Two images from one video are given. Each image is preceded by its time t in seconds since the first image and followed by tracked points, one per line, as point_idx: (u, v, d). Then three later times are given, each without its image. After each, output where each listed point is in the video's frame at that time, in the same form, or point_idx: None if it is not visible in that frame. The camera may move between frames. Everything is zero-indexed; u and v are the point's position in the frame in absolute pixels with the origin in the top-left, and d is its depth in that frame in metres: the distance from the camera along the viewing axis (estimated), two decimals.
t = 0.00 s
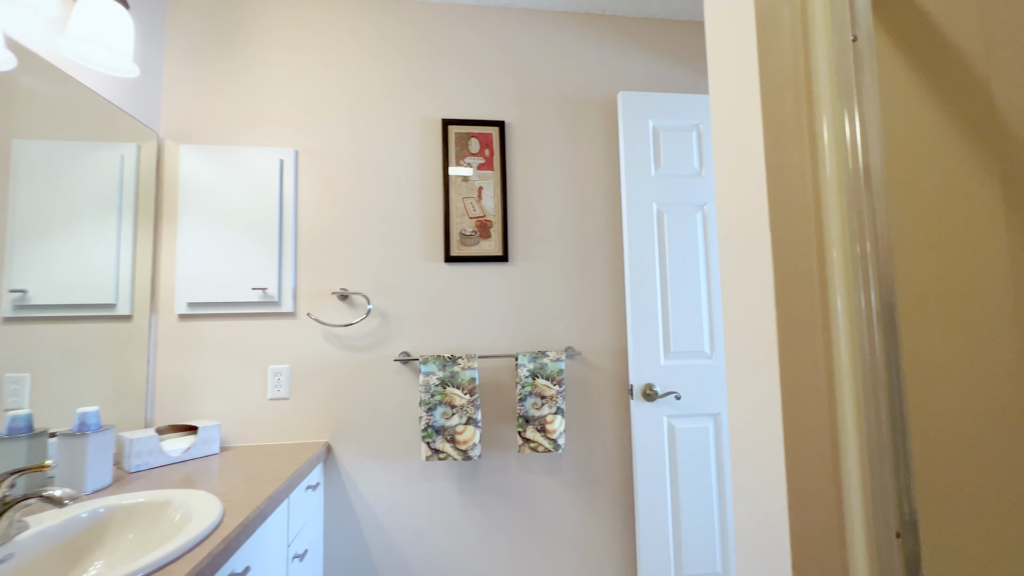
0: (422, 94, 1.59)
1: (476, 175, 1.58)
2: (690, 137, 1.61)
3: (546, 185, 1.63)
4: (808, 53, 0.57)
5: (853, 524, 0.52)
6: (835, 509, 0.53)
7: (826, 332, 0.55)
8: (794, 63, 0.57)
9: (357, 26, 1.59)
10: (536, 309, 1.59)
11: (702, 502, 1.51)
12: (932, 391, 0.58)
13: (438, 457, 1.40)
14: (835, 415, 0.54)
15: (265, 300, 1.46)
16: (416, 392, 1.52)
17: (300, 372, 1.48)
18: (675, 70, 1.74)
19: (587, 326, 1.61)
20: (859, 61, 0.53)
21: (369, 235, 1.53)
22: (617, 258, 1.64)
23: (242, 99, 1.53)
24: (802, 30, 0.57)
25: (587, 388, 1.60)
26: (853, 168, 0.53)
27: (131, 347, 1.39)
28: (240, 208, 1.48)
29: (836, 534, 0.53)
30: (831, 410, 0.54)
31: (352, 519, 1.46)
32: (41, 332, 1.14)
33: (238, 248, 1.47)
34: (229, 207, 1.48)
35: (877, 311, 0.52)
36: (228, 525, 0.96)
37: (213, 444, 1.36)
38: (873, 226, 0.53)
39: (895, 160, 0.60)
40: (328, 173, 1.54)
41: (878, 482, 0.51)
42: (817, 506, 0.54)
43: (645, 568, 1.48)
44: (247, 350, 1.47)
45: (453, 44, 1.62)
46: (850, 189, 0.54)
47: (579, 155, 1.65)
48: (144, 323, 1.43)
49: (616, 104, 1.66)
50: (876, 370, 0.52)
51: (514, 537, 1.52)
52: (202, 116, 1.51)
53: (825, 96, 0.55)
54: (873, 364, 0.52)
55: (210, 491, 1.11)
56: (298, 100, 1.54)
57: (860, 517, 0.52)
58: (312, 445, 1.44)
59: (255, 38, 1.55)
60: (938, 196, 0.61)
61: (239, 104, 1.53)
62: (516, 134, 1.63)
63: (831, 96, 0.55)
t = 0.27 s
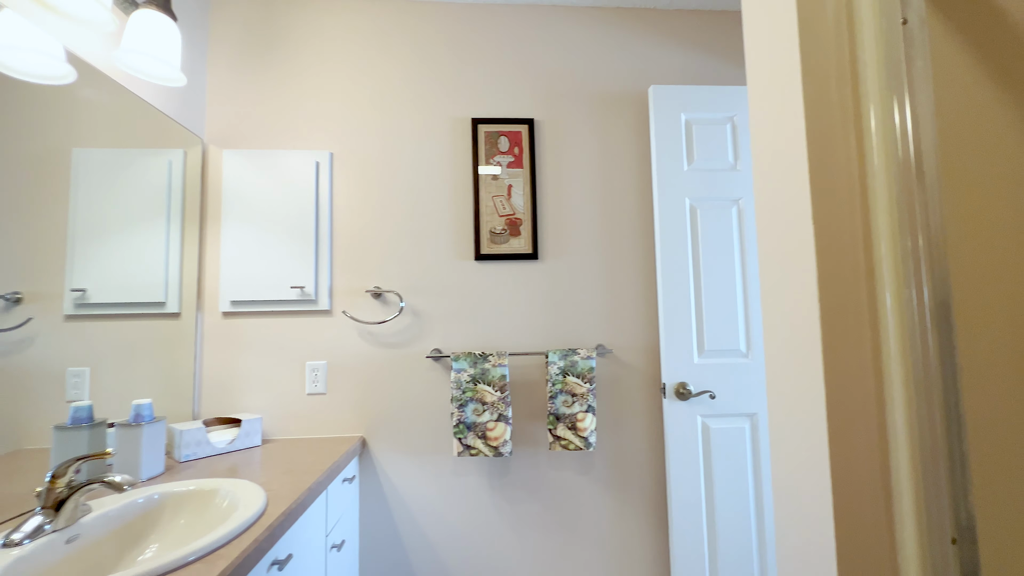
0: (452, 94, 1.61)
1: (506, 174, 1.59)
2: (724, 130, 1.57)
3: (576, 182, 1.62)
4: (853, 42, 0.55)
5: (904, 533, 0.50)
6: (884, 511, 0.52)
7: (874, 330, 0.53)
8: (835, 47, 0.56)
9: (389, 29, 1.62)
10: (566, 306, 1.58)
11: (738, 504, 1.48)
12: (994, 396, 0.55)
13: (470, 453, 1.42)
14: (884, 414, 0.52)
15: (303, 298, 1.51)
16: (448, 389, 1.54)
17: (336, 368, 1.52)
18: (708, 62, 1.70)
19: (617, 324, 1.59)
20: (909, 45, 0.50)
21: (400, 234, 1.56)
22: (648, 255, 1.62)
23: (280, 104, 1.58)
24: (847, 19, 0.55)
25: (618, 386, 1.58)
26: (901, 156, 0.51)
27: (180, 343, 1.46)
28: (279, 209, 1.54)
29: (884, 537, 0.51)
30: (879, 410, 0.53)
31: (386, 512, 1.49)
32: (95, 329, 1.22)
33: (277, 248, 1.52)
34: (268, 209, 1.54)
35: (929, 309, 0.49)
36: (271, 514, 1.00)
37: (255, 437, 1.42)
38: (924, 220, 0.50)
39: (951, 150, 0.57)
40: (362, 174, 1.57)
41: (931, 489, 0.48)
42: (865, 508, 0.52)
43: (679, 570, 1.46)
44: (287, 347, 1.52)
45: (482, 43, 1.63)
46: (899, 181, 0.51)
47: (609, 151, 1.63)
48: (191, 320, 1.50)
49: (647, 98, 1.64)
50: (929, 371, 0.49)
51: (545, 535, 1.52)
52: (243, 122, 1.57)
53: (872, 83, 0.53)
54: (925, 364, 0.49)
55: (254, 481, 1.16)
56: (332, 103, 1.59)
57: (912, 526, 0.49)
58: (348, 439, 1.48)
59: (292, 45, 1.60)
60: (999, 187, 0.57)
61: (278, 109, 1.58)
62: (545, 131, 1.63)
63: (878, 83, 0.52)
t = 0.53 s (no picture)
0: (481, 93, 1.62)
1: (535, 171, 1.59)
2: (760, 123, 1.52)
3: (606, 179, 1.61)
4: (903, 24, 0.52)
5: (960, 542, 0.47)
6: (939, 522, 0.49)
7: (926, 330, 0.50)
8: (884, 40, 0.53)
9: (419, 32, 1.64)
10: (596, 304, 1.57)
11: (776, 508, 1.44)
12: None
13: (500, 450, 1.43)
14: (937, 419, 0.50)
15: (338, 297, 1.56)
16: (478, 386, 1.55)
17: (370, 365, 1.56)
18: (743, 53, 1.65)
19: (649, 322, 1.57)
20: (962, 31, 0.48)
21: (431, 233, 1.59)
22: (681, 252, 1.59)
23: (315, 108, 1.63)
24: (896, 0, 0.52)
25: (650, 385, 1.56)
26: (955, 148, 0.48)
27: (223, 340, 1.53)
28: (315, 210, 1.58)
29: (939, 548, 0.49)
30: (931, 414, 0.50)
31: (418, 506, 1.52)
32: (146, 326, 1.29)
33: (314, 248, 1.57)
34: (305, 210, 1.59)
35: (987, 308, 0.46)
36: (312, 504, 1.03)
37: (294, 431, 1.47)
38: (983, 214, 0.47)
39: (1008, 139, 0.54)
40: (393, 175, 1.61)
41: (990, 498, 0.46)
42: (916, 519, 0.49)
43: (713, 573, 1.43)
44: (323, 344, 1.57)
45: (511, 42, 1.64)
46: (953, 173, 0.48)
47: (640, 147, 1.61)
48: (233, 318, 1.57)
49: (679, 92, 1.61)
50: (986, 373, 0.46)
51: (576, 533, 1.52)
52: (281, 126, 1.63)
53: (924, 70, 0.50)
54: (982, 367, 0.46)
55: (294, 473, 1.20)
56: (365, 106, 1.62)
57: (968, 536, 0.47)
58: (382, 434, 1.51)
59: (326, 50, 1.64)
60: None
61: (313, 114, 1.63)
62: (574, 128, 1.62)
63: (930, 69, 0.49)
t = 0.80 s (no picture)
0: (510, 92, 1.63)
1: (565, 169, 1.58)
2: (800, 113, 1.47)
3: (637, 175, 1.58)
4: None
5: None
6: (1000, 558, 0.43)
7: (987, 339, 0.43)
8: None
9: (449, 32, 1.66)
10: (628, 302, 1.55)
11: (817, 512, 1.38)
12: None
13: (532, 448, 1.43)
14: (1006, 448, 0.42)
15: (371, 295, 1.59)
16: (509, 383, 1.56)
17: (403, 362, 1.58)
18: (781, 41, 1.60)
19: (682, 320, 1.54)
20: None
21: (461, 232, 1.60)
22: (715, 248, 1.55)
23: (349, 111, 1.67)
24: None
25: (684, 384, 1.53)
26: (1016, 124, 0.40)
27: (264, 337, 1.59)
28: (349, 210, 1.62)
29: None
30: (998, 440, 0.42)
31: (451, 502, 1.54)
32: (192, 323, 1.35)
33: (348, 247, 1.61)
34: (339, 210, 1.63)
35: None
36: (350, 497, 1.06)
37: (331, 425, 1.51)
38: None
39: None
40: (424, 175, 1.63)
41: None
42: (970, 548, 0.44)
43: None
44: (358, 341, 1.61)
45: (540, 39, 1.63)
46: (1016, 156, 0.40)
47: (672, 141, 1.58)
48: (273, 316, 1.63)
49: (713, 84, 1.57)
50: None
51: (608, 532, 1.51)
52: (316, 130, 1.68)
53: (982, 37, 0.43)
54: None
55: (332, 466, 1.24)
56: (396, 108, 1.65)
57: None
58: (415, 430, 1.54)
59: (359, 54, 1.68)
60: None
61: (347, 116, 1.67)
62: (605, 124, 1.60)
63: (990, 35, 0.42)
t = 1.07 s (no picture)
0: (541, 88, 1.62)
1: (596, 164, 1.56)
2: (844, 101, 1.41)
3: (670, 169, 1.55)
4: None
5: None
6: None
7: None
8: None
9: (479, 31, 1.67)
10: (661, 299, 1.53)
11: (862, 518, 1.33)
12: None
13: (563, 445, 1.42)
14: None
15: (404, 293, 1.62)
16: (540, 381, 1.55)
17: (435, 359, 1.61)
18: (822, 26, 1.53)
19: (717, 317, 1.50)
20: None
21: (492, 229, 1.61)
22: (753, 243, 1.51)
23: (382, 112, 1.70)
24: None
25: (719, 383, 1.50)
26: None
27: (302, 333, 1.64)
28: (382, 210, 1.65)
29: None
30: None
31: (482, 497, 1.55)
32: (235, 320, 1.41)
33: (381, 245, 1.64)
34: (373, 210, 1.66)
35: None
36: (387, 490, 1.09)
37: (366, 420, 1.55)
38: None
39: None
40: (455, 173, 1.64)
41: None
42: None
43: None
44: (391, 337, 1.64)
45: (571, 35, 1.62)
46: None
47: (706, 134, 1.54)
48: (310, 313, 1.68)
49: (750, 74, 1.52)
50: None
51: (640, 532, 1.49)
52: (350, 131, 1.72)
53: None
54: None
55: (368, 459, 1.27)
56: (427, 108, 1.67)
57: None
58: (447, 425, 1.56)
59: (391, 55, 1.71)
60: None
61: (379, 117, 1.70)
62: (637, 118, 1.58)
63: None
